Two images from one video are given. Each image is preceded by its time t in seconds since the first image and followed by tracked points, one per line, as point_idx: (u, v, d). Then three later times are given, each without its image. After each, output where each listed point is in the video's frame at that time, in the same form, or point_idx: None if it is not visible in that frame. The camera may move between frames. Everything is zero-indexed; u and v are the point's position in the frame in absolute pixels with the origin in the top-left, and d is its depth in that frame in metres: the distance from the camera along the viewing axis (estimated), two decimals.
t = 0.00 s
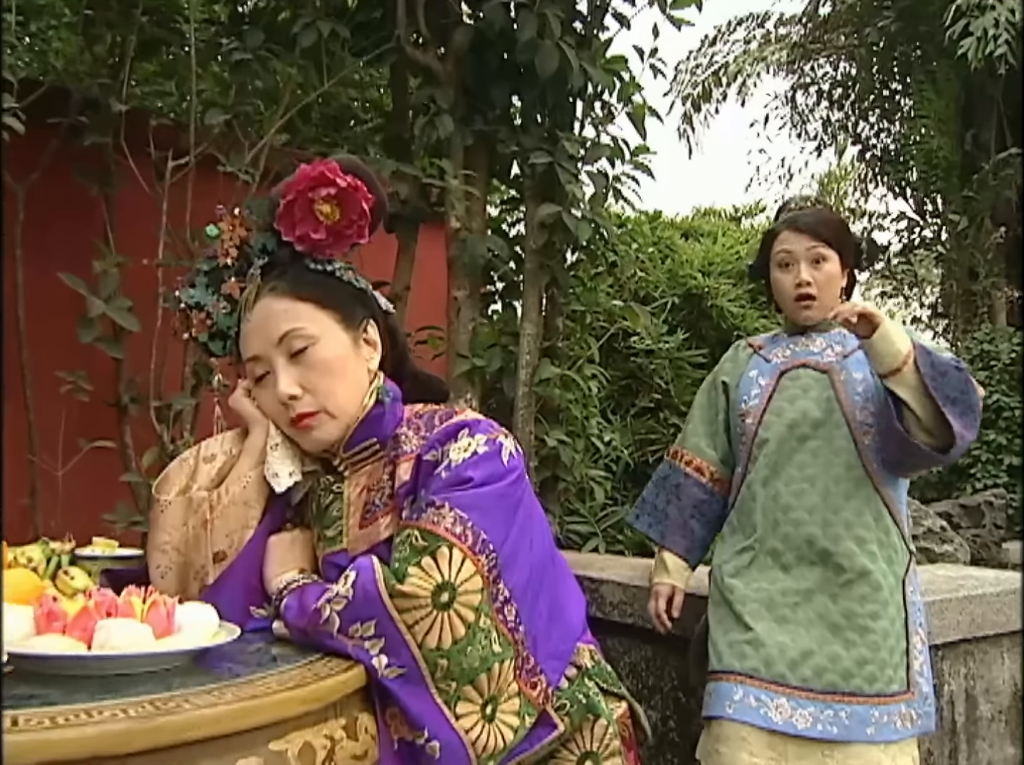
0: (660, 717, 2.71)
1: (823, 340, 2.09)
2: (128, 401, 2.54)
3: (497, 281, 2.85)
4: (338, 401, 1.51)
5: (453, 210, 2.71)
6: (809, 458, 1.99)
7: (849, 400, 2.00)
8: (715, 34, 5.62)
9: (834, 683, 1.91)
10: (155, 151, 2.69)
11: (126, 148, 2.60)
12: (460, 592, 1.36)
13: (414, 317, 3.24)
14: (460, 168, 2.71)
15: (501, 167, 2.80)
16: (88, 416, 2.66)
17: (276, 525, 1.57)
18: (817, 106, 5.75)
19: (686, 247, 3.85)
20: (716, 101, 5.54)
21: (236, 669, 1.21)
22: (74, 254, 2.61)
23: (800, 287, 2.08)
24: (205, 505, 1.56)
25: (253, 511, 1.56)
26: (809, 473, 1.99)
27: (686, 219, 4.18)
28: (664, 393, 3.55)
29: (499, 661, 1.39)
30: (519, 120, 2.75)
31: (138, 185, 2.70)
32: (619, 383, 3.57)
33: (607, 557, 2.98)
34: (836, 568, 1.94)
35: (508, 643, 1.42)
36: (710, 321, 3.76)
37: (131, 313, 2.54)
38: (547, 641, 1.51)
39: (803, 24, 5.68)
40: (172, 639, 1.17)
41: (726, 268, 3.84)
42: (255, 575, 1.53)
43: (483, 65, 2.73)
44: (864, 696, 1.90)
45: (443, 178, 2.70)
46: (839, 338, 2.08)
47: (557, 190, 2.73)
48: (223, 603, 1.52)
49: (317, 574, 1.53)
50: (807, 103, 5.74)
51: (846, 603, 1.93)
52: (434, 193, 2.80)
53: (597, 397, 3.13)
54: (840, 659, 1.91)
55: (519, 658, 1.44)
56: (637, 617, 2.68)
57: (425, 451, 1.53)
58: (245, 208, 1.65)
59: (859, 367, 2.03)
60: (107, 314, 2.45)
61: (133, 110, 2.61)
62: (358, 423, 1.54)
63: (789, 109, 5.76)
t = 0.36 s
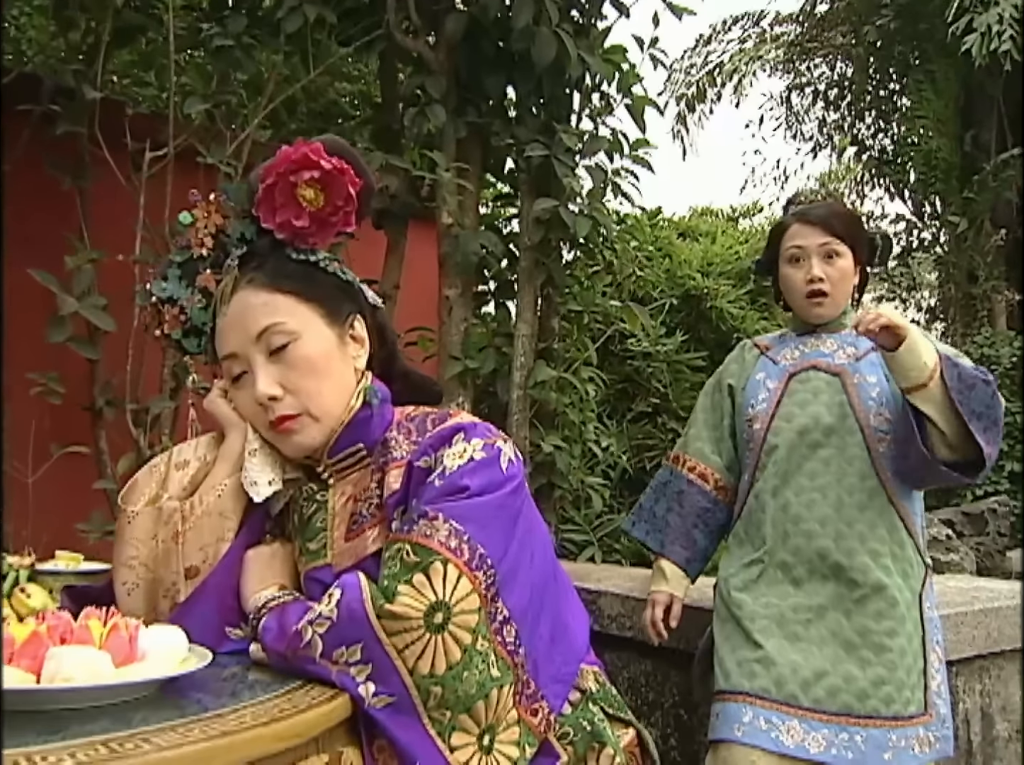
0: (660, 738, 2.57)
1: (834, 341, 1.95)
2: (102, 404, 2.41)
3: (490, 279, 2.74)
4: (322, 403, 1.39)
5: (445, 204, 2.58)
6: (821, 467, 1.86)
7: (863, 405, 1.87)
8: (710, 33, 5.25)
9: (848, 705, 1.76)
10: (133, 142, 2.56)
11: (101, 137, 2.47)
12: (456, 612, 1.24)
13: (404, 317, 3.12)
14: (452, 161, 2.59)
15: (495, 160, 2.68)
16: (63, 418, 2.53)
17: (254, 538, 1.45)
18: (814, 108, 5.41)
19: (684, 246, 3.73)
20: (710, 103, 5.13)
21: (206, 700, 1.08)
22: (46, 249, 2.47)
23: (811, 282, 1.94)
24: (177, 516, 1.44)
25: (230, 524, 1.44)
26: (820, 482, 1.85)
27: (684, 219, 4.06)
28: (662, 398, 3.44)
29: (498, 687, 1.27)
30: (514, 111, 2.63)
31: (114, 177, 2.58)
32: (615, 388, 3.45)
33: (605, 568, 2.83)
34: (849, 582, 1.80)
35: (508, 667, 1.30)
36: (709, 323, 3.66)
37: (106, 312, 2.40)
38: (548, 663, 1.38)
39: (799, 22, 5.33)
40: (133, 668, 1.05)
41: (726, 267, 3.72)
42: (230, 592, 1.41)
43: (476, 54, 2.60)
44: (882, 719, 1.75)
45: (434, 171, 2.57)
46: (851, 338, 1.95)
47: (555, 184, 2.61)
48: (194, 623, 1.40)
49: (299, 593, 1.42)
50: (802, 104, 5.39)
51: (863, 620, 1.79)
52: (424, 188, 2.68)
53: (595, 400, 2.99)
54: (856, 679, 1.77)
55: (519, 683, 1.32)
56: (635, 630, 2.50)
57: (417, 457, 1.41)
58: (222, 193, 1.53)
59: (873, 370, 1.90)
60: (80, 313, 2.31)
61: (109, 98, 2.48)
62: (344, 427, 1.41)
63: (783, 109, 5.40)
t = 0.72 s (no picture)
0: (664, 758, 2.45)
1: (848, 350, 1.80)
2: (80, 409, 2.29)
3: (485, 276, 2.64)
4: (309, 406, 1.29)
5: (439, 199, 2.47)
6: (833, 479, 1.72)
7: (875, 414, 1.72)
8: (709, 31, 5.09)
9: (874, 701, 1.63)
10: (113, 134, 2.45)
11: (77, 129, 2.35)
12: (454, 634, 1.14)
13: (397, 318, 3.01)
14: (446, 155, 2.49)
15: (491, 153, 2.57)
16: (39, 423, 2.42)
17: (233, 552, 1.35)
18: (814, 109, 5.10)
19: (684, 247, 3.62)
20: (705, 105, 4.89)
21: (178, 736, 0.97)
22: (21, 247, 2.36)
23: (827, 288, 1.82)
24: (149, 529, 1.34)
25: (206, 536, 1.34)
26: (831, 493, 1.71)
27: (685, 221, 3.96)
28: (662, 402, 3.33)
29: (501, 715, 1.16)
30: (511, 104, 2.52)
31: (92, 172, 2.46)
32: (613, 392, 3.34)
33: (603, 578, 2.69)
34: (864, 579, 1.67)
35: (511, 694, 1.19)
36: (710, 325, 3.55)
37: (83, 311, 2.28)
38: (554, 688, 1.28)
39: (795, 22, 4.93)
40: (92, 701, 0.94)
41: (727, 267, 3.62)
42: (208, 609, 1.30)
43: (472, 44, 2.49)
44: (912, 713, 1.61)
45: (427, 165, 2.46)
46: (865, 347, 1.80)
47: (553, 178, 2.51)
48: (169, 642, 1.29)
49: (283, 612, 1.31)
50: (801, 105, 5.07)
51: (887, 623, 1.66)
52: (416, 184, 2.57)
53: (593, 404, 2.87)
54: (880, 674, 1.64)
55: (522, 710, 1.21)
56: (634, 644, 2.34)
57: (412, 463, 1.30)
58: (197, 178, 1.41)
59: (886, 377, 1.74)
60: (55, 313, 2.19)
61: (86, 88, 2.36)
62: (331, 431, 1.31)
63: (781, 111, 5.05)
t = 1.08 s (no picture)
0: None
1: (856, 353, 1.71)
2: (57, 418, 2.18)
3: (483, 280, 2.54)
4: (298, 414, 1.19)
5: (437, 198, 2.37)
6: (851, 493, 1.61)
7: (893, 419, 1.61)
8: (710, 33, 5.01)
9: (889, 703, 1.48)
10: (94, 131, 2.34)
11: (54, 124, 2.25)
12: (455, 664, 1.04)
13: (391, 324, 2.92)
14: (443, 153, 2.39)
15: (489, 152, 2.48)
16: (14, 433, 2.30)
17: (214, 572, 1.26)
18: (816, 110, 5.00)
19: (688, 251, 3.53)
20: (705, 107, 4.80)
21: None
22: None
23: (828, 292, 1.72)
24: (122, 548, 1.25)
25: (186, 555, 1.25)
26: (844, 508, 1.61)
27: (688, 223, 3.86)
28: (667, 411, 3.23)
29: (506, 753, 1.06)
30: (511, 100, 2.43)
31: (72, 171, 2.36)
32: (616, 401, 3.25)
33: (605, 595, 2.57)
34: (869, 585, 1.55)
35: (516, 728, 1.09)
36: (715, 332, 3.46)
37: (61, 315, 2.17)
38: (565, 720, 1.17)
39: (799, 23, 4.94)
40: (50, 746, 0.87)
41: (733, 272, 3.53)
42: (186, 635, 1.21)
43: (470, 37, 2.40)
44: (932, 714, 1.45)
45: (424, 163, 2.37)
46: (873, 348, 1.70)
47: (554, 177, 2.42)
48: (143, 671, 1.20)
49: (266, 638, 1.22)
50: (804, 108, 4.97)
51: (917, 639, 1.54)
52: (412, 183, 2.47)
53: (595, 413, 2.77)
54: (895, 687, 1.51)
55: (529, 745, 1.11)
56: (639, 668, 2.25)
57: (410, 475, 1.20)
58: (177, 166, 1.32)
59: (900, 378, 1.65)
60: (32, 316, 2.09)
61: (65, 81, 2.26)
62: (320, 441, 1.21)
63: (783, 115, 4.94)
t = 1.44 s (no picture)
0: None
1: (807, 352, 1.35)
2: (43, 429, 2.11)
3: (485, 286, 2.46)
4: (293, 421, 1.12)
5: (437, 202, 2.30)
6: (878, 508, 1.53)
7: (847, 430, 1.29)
8: (711, 40, 4.95)
9: None
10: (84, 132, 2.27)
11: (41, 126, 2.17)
12: (462, 694, 0.98)
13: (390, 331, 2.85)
14: (444, 155, 2.32)
15: (492, 154, 2.41)
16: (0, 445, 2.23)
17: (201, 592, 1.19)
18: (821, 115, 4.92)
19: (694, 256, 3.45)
20: (708, 113, 4.72)
21: None
22: None
23: (767, 269, 1.37)
24: (103, 568, 1.21)
25: (171, 575, 1.19)
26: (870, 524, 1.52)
27: (693, 229, 3.79)
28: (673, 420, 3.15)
29: None
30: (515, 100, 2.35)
31: (61, 174, 2.28)
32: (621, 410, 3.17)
33: (612, 611, 2.48)
34: (885, 643, 1.25)
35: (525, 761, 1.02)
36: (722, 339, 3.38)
37: (47, 323, 2.09)
38: (578, 752, 1.09)
39: (802, 28, 4.71)
40: None
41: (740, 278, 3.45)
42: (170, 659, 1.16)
43: (471, 36, 2.32)
44: None
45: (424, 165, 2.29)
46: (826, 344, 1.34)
47: (559, 180, 2.35)
48: (124, 700, 1.16)
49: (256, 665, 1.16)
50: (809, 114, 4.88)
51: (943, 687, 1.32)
52: (412, 186, 2.39)
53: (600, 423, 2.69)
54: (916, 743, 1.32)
55: None
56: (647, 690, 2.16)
57: (416, 488, 1.13)
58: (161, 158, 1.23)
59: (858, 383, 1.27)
60: (17, 323, 2.01)
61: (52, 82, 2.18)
62: (316, 452, 1.14)
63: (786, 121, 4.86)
